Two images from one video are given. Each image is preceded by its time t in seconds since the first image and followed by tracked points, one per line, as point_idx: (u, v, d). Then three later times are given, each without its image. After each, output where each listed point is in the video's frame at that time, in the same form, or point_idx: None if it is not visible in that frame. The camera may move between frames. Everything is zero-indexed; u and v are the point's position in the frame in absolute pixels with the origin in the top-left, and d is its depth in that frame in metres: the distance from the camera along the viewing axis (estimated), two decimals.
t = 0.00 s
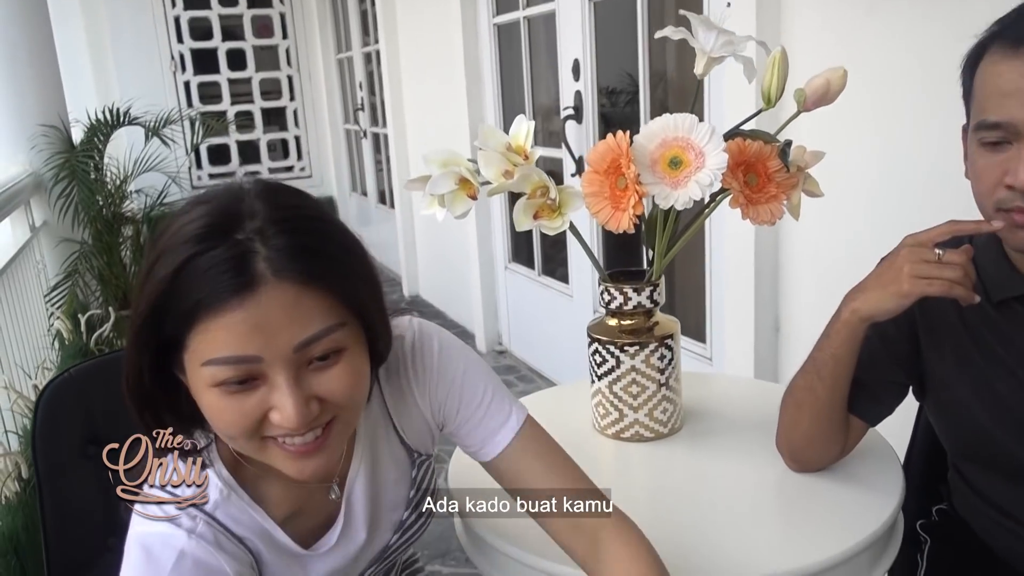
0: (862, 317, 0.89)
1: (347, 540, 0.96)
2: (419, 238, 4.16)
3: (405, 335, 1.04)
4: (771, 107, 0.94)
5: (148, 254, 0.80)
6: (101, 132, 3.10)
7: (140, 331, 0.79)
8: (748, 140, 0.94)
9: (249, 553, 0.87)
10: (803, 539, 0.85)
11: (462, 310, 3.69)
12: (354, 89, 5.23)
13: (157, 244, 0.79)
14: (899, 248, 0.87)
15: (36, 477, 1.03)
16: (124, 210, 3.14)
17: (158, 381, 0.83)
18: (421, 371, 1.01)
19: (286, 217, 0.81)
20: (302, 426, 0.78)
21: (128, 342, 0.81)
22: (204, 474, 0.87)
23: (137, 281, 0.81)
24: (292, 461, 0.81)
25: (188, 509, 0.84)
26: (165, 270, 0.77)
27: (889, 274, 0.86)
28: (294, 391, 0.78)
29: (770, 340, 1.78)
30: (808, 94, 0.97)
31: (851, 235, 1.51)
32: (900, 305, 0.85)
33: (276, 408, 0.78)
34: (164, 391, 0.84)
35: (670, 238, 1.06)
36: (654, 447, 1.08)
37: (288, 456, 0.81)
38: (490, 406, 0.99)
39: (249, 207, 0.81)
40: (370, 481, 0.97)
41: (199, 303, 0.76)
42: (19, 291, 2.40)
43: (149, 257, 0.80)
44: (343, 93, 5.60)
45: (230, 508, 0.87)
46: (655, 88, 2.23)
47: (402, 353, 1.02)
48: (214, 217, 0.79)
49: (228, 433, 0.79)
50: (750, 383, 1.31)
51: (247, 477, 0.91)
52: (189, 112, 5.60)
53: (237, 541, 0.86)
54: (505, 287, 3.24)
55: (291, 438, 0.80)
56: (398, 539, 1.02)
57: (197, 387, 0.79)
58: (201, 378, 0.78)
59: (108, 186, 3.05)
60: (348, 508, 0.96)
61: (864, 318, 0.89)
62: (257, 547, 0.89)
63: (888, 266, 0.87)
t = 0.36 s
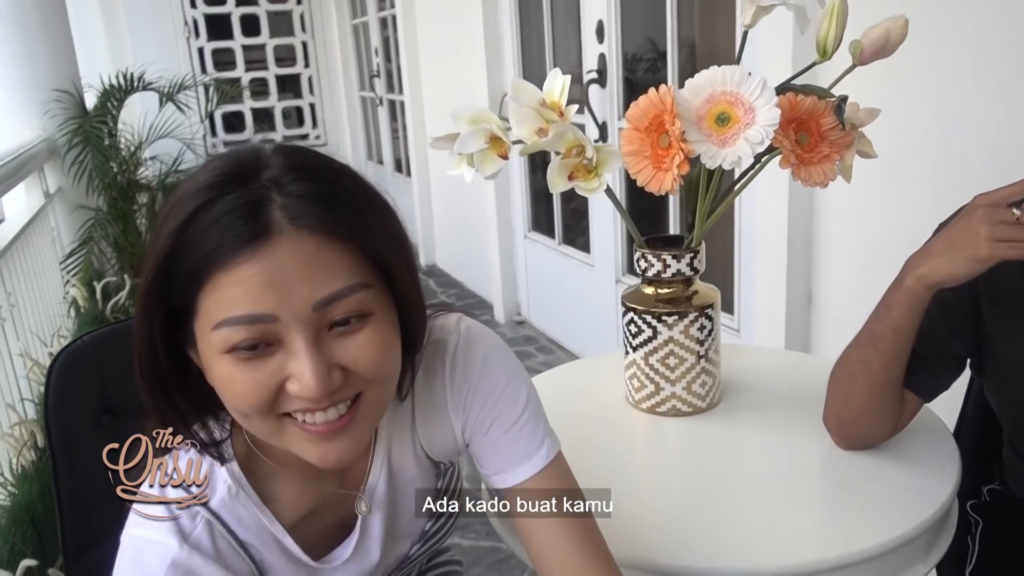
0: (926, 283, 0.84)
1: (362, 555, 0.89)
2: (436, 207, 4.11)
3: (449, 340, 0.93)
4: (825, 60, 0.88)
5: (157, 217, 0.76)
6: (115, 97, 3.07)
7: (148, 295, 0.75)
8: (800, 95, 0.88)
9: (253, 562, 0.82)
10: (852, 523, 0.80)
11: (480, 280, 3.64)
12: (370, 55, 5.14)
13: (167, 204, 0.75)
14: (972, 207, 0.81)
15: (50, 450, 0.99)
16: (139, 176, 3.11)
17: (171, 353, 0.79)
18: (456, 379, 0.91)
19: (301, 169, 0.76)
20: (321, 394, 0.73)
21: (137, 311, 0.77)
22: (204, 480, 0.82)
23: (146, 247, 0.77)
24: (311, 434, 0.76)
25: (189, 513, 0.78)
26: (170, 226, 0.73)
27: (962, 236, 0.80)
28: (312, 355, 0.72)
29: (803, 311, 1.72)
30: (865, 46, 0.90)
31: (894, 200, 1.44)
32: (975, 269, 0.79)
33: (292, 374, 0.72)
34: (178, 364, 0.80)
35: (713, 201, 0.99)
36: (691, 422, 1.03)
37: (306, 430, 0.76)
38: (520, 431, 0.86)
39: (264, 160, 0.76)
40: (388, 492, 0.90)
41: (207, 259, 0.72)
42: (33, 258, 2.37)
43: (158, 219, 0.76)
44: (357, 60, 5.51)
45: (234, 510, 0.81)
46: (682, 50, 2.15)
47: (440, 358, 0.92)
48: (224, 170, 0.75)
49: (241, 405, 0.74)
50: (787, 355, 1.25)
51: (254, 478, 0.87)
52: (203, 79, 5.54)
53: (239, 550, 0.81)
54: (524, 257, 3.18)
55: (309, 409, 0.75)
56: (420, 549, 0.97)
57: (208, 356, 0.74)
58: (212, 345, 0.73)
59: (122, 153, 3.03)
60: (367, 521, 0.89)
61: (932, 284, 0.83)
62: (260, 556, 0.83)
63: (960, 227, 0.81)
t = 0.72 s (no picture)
0: (1009, 268, 0.82)
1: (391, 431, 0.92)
2: (494, 193, 4.12)
3: (453, 225, 1.03)
4: (905, 40, 0.85)
5: (186, 102, 0.82)
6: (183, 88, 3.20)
7: (185, 169, 0.81)
8: (877, 77, 0.85)
9: (279, 435, 0.89)
10: (924, 517, 0.78)
11: (538, 266, 3.65)
12: (429, 42, 5.17)
13: (195, 89, 0.82)
14: None
15: (128, 430, 1.03)
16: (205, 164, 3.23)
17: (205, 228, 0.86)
18: (467, 254, 1.00)
19: (315, 52, 0.83)
20: (345, 247, 0.78)
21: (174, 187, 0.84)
22: (234, 348, 0.91)
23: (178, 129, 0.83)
24: (337, 291, 0.82)
25: (216, 378, 0.89)
26: (201, 106, 0.79)
27: None
28: (336, 212, 0.78)
29: (871, 300, 1.67)
30: (947, 25, 0.87)
31: (972, 186, 1.38)
32: None
33: (318, 232, 0.78)
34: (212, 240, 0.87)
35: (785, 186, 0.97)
36: (757, 412, 1.02)
37: (332, 287, 0.81)
38: (528, 308, 0.99)
39: (279, 45, 0.83)
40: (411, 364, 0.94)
41: (237, 130, 0.78)
42: (108, 244, 2.47)
43: (188, 103, 0.82)
44: (417, 48, 5.56)
45: (257, 380, 0.89)
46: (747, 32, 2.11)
47: (448, 242, 1.01)
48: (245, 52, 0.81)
49: (272, 265, 0.80)
50: (857, 344, 1.22)
51: (281, 352, 0.93)
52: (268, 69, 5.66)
53: (264, 421, 0.88)
54: (582, 244, 3.17)
55: (335, 266, 0.81)
56: (453, 443, 0.96)
57: (240, 222, 0.80)
58: (244, 211, 0.79)
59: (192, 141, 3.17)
60: (394, 392, 0.93)
61: (1014, 270, 0.81)
62: (286, 428, 0.89)
63: None
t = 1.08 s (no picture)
0: (942, 284, 0.90)
1: (355, 331, 1.04)
2: (487, 207, 4.20)
3: (402, 198, 1.24)
4: (854, 76, 0.93)
5: (198, 74, 0.97)
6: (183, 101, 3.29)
7: (206, 127, 0.97)
8: (829, 110, 0.93)
9: (251, 331, 1.01)
10: (874, 511, 0.86)
11: (528, 279, 3.73)
12: (425, 58, 5.27)
13: (207, 63, 0.97)
14: (973, 208, 0.90)
15: (137, 427, 1.11)
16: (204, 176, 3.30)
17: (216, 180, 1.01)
18: (415, 220, 1.20)
19: (301, 32, 1.02)
20: (351, 177, 0.98)
21: (194, 143, 0.98)
22: (217, 270, 1.05)
23: (192, 98, 0.98)
24: (342, 216, 1.00)
25: (200, 286, 1.03)
26: (227, 75, 0.95)
27: (966, 237, 0.89)
28: (340, 149, 0.98)
29: (843, 314, 1.76)
30: (893, 63, 0.95)
31: (934, 207, 1.47)
32: (986, 269, 0.87)
33: (328, 165, 0.97)
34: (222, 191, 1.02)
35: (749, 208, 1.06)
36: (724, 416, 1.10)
37: (339, 213, 1.00)
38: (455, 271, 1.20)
39: (272, 27, 1.01)
40: (374, 277, 1.09)
41: (254, 90, 0.95)
42: (109, 255, 2.54)
43: (199, 74, 0.97)
44: (414, 62, 5.65)
45: (236, 288, 1.03)
46: (730, 55, 2.20)
47: (395, 205, 1.22)
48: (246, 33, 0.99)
49: (290, 196, 0.97)
50: (822, 355, 1.31)
51: (262, 274, 1.06)
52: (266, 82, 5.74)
53: (239, 316, 1.01)
54: (572, 257, 3.26)
55: (339, 194, 1.00)
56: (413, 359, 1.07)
57: (259, 165, 0.97)
58: (265, 153, 0.96)
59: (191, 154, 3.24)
60: (358, 301, 1.07)
61: (946, 288, 0.90)
62: (258, 325, 1.01)
63: (963, 230, 0.89)
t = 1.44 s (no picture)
0: (802, 301, 1.06)
1: (286, 325, 1.16)
2: (428, 227, 4.31)
3: (329, 215, 1.36)
4: (733, 119, 1.08)
5: (144, 101, 1.08)
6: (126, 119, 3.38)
7: (154, 146, 1.07)
8: (712, 148, 1.08)
9: (196, 323, 1.11)
10: (757, 490, 1.00)
11: (467, 298, 3.84)
12: (368, 81, 5.37)
13: (153, 91, 1.08)
14: (835, 240, 1.05)
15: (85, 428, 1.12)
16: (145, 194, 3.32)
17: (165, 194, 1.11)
18: (343, 233, 1.33)
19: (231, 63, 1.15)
20: (282, 181, 1.12)
21: (143, 162, 1.08)
22: (161, 276, 1.15)
23: (140, 122, 1.09)
24: (277, 217, 1.13)
25: (146, 287, 1.12)
26: (172, 99, 1.06)
27: (824, 263, 1.05)
28: (272, 160, 1.12)
29: (749, 328, 1.93)
30: (767, 109, 1.10)
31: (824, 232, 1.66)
32: (834, 290, 1.03)
33: (262, 172, 1.10)
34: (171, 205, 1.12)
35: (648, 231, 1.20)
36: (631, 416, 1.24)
37: (274, 214, 1.13)
38: (372, 281, 1.34)
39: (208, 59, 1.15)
40: (303, 278, 1.21)
41: (199, 108, 1.07)
42: (49, 271, 2.55)
43: (147, 98, 1.08)
44: (357, 84, 5.74)
45: (180, 288, 1.12)
46: (652, 91, 2.37)
47: (323, 221, 1.34)
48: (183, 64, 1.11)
49: (232, 200, 1.09)
50: (723, 364, 1.46)
51: (202, 276, 1.16)
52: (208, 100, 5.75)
53: (183, 310, 1.11)
54: (508, 276, 3.39)
55: (273, 198, 1.12)
56: (341, 351, 1.18)
57: (203, 176, 1.08)
58: (207, 164, 1.07)
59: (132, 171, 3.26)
60: (290, 299, 1.18)
61: (804, 302, 1.06)
62: (202, 318, 1.11)
63: (823, 256, 1.05)
